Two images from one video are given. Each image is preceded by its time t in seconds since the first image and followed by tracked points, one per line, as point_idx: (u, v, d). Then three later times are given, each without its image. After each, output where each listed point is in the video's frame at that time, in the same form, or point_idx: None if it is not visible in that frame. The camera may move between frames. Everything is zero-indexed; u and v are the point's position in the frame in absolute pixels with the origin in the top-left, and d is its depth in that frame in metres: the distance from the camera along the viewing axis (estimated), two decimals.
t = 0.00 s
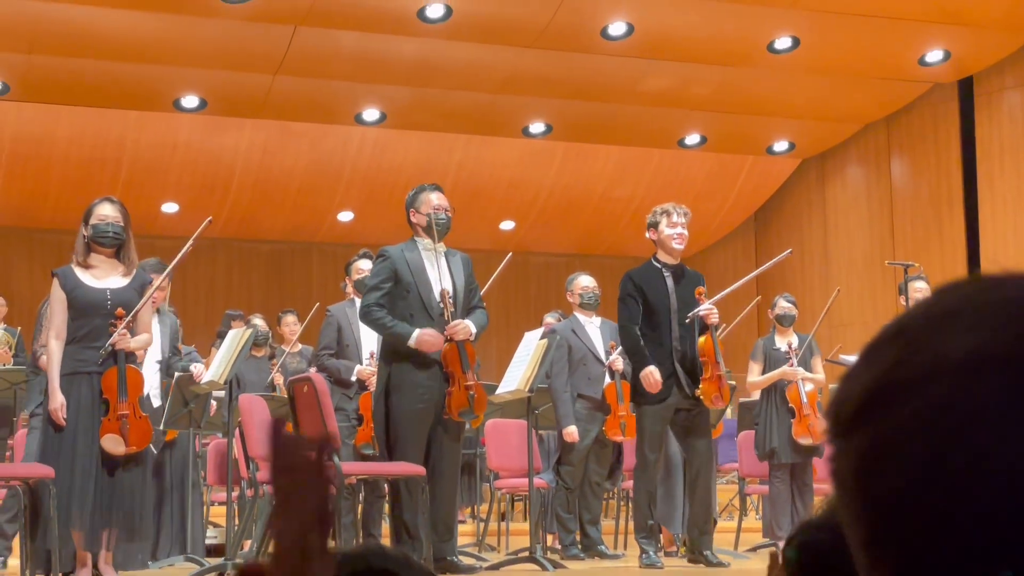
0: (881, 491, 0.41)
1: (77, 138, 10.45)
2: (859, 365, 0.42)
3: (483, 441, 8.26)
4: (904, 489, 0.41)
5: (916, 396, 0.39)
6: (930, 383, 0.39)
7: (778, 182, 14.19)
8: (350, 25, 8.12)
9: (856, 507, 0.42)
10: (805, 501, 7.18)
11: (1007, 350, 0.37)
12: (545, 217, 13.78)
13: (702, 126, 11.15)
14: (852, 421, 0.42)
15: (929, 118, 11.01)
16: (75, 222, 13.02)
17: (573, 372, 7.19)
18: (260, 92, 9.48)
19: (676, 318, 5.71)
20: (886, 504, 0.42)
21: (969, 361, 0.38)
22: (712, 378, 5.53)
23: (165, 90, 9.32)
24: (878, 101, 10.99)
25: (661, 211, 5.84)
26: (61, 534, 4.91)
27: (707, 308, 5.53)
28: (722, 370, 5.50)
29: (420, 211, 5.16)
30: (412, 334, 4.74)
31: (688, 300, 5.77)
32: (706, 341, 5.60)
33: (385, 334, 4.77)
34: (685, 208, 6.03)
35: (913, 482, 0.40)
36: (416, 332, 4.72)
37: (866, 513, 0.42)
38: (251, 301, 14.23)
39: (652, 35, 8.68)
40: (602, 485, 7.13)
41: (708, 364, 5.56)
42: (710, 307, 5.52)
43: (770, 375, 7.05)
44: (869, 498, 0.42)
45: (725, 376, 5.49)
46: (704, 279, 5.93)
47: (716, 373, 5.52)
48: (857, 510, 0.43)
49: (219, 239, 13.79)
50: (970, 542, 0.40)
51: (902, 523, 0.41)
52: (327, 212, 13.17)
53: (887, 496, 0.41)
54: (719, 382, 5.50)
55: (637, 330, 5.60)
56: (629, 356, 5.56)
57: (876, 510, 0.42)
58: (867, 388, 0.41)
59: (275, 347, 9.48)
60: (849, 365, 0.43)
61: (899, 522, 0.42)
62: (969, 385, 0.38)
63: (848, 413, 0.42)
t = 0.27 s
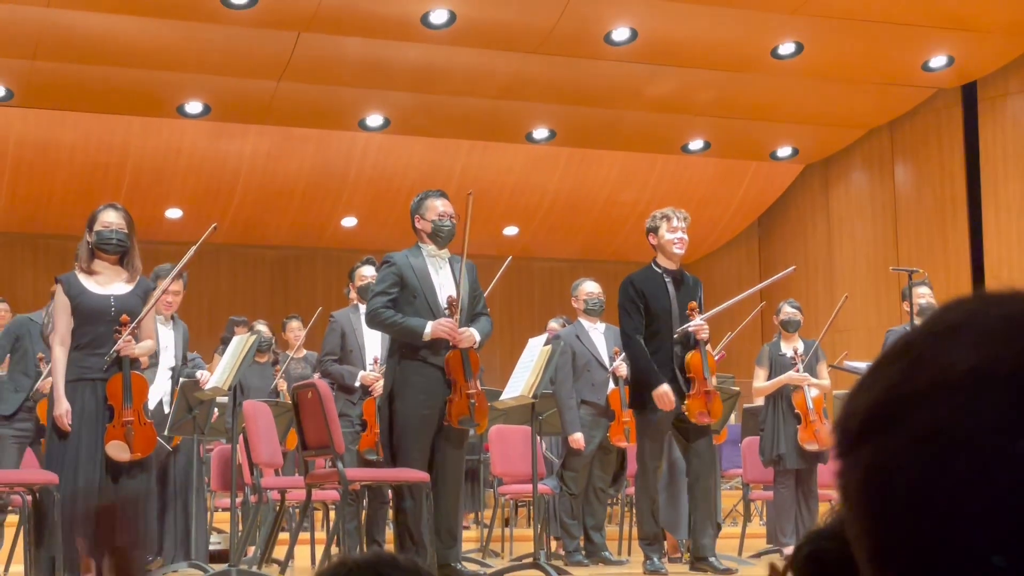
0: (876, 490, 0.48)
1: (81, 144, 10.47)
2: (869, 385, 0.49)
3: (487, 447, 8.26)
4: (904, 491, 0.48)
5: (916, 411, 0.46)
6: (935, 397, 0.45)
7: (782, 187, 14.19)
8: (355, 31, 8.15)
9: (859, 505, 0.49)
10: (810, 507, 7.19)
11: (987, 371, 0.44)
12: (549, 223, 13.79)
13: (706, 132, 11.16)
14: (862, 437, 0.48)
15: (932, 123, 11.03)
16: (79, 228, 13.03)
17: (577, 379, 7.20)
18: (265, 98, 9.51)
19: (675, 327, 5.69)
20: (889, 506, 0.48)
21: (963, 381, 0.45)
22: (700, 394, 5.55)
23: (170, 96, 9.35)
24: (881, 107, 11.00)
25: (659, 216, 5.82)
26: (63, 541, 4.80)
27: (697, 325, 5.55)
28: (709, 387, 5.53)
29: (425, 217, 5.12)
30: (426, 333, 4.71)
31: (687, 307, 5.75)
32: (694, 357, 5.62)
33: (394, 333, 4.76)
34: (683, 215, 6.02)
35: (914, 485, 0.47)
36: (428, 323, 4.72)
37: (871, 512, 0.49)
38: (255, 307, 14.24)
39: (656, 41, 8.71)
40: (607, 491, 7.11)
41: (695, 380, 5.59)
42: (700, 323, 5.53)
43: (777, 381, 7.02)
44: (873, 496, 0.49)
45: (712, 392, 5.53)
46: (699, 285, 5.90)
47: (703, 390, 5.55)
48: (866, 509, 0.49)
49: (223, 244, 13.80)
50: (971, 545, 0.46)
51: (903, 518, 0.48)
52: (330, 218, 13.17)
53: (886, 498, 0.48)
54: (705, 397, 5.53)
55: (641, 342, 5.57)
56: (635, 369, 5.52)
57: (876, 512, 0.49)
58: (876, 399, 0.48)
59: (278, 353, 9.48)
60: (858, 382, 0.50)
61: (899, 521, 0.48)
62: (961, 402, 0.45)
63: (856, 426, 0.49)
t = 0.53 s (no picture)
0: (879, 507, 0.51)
1: (78, 143, 10.46)
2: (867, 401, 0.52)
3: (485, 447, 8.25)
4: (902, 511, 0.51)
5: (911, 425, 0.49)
6: (922, 418, 0.48)
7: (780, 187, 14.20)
8: (352, 30, 8.16)
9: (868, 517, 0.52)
10: (808, 506, 7.22)
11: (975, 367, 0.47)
12: (546, 222, 13.79)
13: (703, 132, 11.17)
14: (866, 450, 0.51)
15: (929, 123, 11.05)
16: (76, 228, 13.02)
17: (575, 378, 7.19)
18: (263, 97, 9.51)
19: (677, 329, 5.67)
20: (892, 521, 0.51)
21: (953, 392, 0.48)
22: (701, 396, 5.52)
23: (168, 95, 9.34)
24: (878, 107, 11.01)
25: (667, 215, 5.79)
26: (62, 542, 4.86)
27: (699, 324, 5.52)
28: (710, 388, 5.49)
29: (424, 217, 5.11)
30: (421, 320, 4.71)
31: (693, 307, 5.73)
32: (694, 358, 5.60)
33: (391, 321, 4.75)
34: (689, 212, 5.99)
35: (921, 491, 0.50)
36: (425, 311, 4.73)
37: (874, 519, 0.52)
38: (253, 306, 14.22)
39: (654, 41, 8.72)
40: (604, 490, 7.15)
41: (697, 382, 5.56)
42: (701, 325, 5.48)
43: (778, 379, 7.04)
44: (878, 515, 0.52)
45: (713, 394, 5.48)
46: (706, 279, 5.88)
47: (704, 392, 5.51)
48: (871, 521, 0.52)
49: (220, 244, 13.78)
50: (976, 545, 0.48)
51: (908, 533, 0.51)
52: (328, 217, 13.17)
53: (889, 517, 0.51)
54: (706, 400, 5.50)
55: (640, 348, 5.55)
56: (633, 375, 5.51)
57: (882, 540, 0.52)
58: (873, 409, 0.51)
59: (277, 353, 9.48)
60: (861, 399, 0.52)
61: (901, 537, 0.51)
62: (962, 394, 0.47)
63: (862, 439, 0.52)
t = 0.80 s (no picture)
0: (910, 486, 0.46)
1: (79, 143, 10.45)
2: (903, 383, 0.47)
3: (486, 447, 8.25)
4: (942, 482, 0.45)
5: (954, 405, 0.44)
6: (976, 376, 0.43)
7: (781, 188, 14.20)
8: (354, 31, 8.15)
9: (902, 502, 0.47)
10: (810, 506, 7.20)
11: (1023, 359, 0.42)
12: (548, 223, 13.78)
13: (705, 132, 11.17)
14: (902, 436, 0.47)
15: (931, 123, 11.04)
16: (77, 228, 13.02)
17: (577, 379, 7.19)
18: (264, 97, 9.51)
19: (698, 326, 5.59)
20: (933, 504, 0.46)
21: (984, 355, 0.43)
22: (727, 392, 5.45)
23: (169, 95, 9.34)
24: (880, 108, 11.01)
25: (688, 212, 5.72)
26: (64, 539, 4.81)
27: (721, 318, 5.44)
28: (735, 384, 5.43)
29: (425, 217, 5.09)
30: (428, 322, 4.74)
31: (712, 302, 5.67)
32: (717, 353, 5.50)
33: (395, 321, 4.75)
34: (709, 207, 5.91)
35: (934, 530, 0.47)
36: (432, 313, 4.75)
37: (911, 507, 0.47)
38: (254, 306, 14.22)
39: (656, 41, 8.71)
40: (604, 490, 7.32)
41: (722, 378, 5.49)
42: (722, 319, 5.41)
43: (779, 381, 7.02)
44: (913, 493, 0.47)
45: (739, 389, 5.42)
46: (731, 279, 5.85)
47: (730, 387, 5.44)
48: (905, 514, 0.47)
49: (222, 244, 13.78)
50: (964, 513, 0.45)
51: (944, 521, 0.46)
52: (330, 218, 13.19)
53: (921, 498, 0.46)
54: (733, 396, 5.43)
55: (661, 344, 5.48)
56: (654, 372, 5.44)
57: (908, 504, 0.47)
58: (914, 387, 0.46)
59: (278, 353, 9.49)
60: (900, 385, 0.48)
61: (934, 514, 0.46)
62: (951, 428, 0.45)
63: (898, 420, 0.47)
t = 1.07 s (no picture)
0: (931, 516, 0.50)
1: (82, 143, 10.45)
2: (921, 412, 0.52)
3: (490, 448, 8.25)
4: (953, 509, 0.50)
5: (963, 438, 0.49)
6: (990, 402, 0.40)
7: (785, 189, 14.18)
8: (357, 31, 8.13)
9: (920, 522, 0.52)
10: (814, 508, 7.18)
11: None
12: (551, 224, 13.77)
13: (708, 134, 11.16)
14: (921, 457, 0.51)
15: (934, 125, 11.01)
16: (80, 229, 13.01)
17: (579, 380, 7.19)
18: (268, 98, 9.51)
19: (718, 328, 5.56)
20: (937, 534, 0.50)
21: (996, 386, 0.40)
22: (753, 393, 5.40)
23: (172, 95, 9.34)
24: (884, 110, 10.98)
25: (705, 213, 5.71)
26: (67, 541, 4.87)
27: (739, 320, 5.39)
28: (761, 383, 5.40)
29: (428, 218, 5.09)
30: (433, 320, 4.75)
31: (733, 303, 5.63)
32: (739, 354, 5.48)
33: (400, 324, 4.76)
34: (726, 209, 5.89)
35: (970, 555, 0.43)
36: (436, 313, 4.76)
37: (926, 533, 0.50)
38: (257, 307, 14.23)
39: (659, 42, 8.70)
40: (607, 491, 7.29)
41: (745, 379, 5.45)
42: (742, 320, 5.37)
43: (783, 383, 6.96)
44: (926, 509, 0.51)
45: (765, 388, 5.38)
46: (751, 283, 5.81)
47: (756, 388, 5.40)
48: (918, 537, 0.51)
49: (225, 245, 13.79)
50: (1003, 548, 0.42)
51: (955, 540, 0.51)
52: (333, 219, 13.19)
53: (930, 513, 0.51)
54: (759, 396, 5.37)
55: (681, 346, 5.48)
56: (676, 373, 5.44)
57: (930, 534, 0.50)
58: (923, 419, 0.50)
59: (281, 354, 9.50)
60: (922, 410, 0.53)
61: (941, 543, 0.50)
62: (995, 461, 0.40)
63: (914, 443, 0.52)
